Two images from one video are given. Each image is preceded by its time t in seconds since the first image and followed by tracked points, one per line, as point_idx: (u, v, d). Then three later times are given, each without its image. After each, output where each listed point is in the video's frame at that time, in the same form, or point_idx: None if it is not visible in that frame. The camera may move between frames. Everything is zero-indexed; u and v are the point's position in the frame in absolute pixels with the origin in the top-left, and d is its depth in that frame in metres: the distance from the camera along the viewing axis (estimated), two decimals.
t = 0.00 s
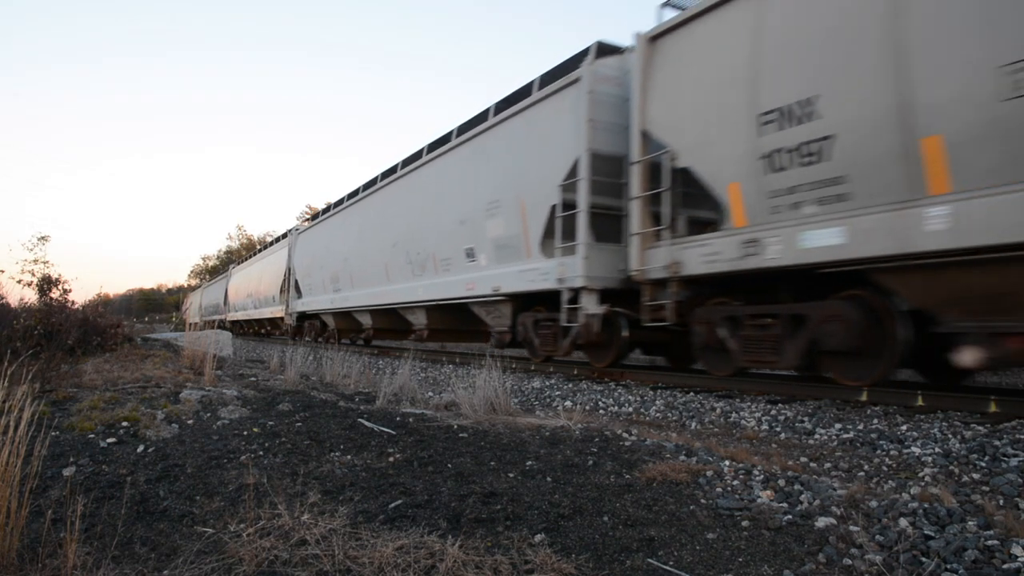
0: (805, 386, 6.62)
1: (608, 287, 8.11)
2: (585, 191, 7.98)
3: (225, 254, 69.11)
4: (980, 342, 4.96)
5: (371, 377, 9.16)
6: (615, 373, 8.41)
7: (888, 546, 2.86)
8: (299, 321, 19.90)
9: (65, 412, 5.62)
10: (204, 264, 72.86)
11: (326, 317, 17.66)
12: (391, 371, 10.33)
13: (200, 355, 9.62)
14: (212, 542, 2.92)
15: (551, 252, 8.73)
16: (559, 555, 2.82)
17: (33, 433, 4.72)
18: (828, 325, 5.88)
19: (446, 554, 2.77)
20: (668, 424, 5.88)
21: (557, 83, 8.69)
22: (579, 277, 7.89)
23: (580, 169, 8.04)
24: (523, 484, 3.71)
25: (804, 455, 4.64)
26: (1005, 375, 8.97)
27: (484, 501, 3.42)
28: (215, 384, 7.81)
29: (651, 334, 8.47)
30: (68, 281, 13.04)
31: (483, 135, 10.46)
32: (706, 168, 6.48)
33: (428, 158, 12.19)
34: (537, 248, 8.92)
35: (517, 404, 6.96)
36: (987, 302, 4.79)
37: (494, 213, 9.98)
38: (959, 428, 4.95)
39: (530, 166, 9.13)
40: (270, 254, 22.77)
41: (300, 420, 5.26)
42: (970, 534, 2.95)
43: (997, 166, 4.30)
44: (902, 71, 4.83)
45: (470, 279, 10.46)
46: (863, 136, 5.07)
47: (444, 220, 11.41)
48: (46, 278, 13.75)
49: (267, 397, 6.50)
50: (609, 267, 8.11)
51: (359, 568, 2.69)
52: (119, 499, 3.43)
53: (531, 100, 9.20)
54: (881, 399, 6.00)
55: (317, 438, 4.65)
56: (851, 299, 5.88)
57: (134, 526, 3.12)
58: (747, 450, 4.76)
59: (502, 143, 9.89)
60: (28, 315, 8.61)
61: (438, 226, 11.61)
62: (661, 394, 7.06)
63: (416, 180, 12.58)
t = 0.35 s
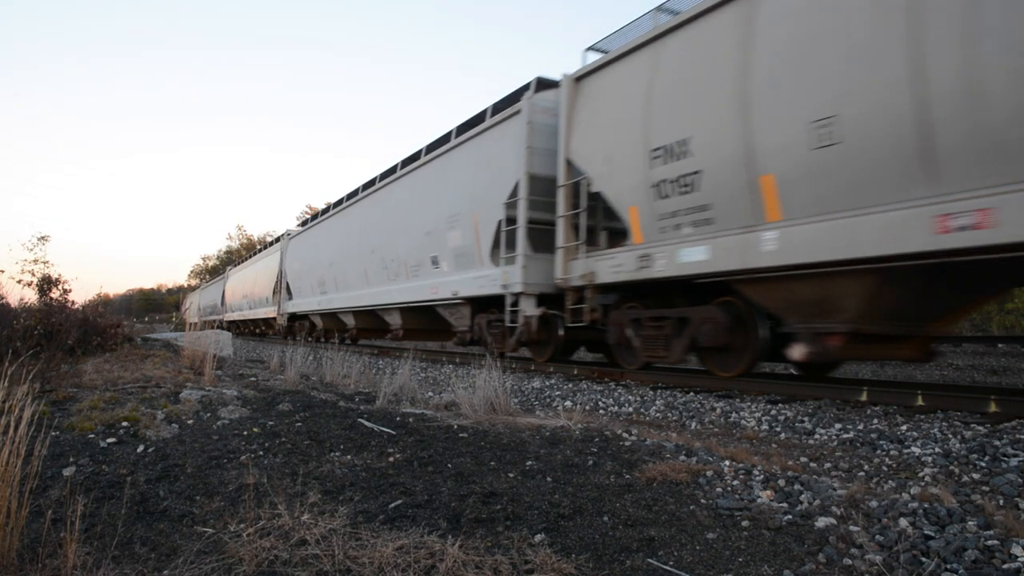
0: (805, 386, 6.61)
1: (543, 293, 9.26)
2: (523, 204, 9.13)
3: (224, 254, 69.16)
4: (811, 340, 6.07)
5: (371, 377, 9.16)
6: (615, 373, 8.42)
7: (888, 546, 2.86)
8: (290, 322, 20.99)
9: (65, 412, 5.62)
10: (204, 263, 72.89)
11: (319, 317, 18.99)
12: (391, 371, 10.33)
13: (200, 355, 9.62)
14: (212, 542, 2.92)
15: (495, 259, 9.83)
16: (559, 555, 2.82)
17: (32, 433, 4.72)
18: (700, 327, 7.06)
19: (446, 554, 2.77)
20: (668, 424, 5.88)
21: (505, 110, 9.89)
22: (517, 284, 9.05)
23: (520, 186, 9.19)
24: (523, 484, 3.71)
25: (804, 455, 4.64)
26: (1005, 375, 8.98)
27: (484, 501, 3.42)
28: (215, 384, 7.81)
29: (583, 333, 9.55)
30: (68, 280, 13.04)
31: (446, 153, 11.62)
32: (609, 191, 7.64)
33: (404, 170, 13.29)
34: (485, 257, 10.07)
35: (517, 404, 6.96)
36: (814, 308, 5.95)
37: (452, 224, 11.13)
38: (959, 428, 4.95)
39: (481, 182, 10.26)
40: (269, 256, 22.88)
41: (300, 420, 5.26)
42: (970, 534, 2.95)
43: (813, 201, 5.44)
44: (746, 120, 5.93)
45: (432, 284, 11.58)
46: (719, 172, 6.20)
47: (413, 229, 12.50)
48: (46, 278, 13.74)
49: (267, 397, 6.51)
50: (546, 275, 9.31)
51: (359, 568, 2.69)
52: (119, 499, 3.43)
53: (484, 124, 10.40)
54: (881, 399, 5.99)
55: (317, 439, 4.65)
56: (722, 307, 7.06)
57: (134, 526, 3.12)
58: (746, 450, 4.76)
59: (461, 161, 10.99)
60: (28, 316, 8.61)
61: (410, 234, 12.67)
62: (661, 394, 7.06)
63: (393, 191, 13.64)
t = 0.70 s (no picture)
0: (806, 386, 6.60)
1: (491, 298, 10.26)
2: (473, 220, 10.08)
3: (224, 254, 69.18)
4: (687, 337, 7.08)
5: (371, 377, 9.17)
6: (615, 373, 8.41)
7: (888, 546, 2.86)
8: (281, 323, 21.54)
9: (65, 412, 5.62)
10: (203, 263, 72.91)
11: (311, 316, 19.54)
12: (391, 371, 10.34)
13: (200, 355, 9.63)
14: (212, 542, 2.92)
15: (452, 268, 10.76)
16: (559, 555, 2.82)
17: (32, 433, 4.72)
18: (606, 328, 8.14)
19: (446, 554, 2.77)
20: (668, 424, 5.88)
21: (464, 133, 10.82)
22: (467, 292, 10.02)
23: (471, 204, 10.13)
24: (523, 485, 3.70)
25: (804, 455, 4.64)
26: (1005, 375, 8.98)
27: (484, 501, 3.42)
28: (215, 384, 7.81)
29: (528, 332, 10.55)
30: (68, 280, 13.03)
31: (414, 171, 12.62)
32: (536, 212, 8.62)
33: (381, 185, 14.26)
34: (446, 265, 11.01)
35: (517, 404, 6.96)
36: (683, 309, 6.98)
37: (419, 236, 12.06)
38: (959, 428, 4.95)
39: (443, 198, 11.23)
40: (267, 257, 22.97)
41: (300, 420, 5.26)
42: (970, 534, 2.95)
43: (682, 225, 6.42)
44: (634, 152, 6.94)
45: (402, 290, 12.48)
46: (616, 198, 7.20)
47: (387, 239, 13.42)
48: (46, 278, 13.74)
49: (267, 397, 6.50)
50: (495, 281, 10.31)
51: (359, 568, 2.69)
52: (119, 499, 3.43)
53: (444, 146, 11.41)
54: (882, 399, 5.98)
55: (317, 438, 4.65)
56: (625, 310, 8.13)
57: (134, 526, 3.12)
58: (746, 450, 4.76)
59: (428, 178, 11.91)
60: (28, 316, 8.61)
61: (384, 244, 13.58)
62: (661, 394, 7.06)
63: (371, 204, 14.61)
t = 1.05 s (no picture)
0: (805, 387, 6.61)
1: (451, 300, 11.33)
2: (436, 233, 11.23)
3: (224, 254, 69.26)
4: (604, 336, 8.20)
5: (371, 377, 9.17)
6: (615, 373, 8.42)
7: (888, 546, 2.86)
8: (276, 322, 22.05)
9: (65, 412, 5.62)
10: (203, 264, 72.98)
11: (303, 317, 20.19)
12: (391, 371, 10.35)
13: (200, 355, 9.64)
14: (212, 542, 2.92)
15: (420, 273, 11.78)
16: (560, 555, 2.82)
17: (32, 433, 4.72)
18: (541, 327, 9.39)
19: (446, 554, 2.77)
20: (668, 424, 5.87)
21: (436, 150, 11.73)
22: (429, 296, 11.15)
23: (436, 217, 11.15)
24: (523, 485, 3.70)
25: (804, 455, 4.64)
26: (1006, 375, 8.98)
27: (484, 501, 3.42)
28: (215, 383, 7.81)
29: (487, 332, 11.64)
30: (67, 280, 13.03)
31: (393, 183, 13.60)
32: (484, 226, 9.71)
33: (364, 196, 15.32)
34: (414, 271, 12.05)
35: (517, 404, 6.96)
36: (601, 312, 8.06)
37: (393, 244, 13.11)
38: (959, 429, 4.95)
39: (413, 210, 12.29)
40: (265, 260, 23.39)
41: (300, 420, 5.26)
42: (970, 534, 2.95)
43: (596, 241, 7.52)
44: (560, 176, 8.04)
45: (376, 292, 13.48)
46: (546, 215, 8.26)
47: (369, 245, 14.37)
48: (46, 278, 13.73)
49: (267, 397, 6.51)
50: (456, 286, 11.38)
51: (359, 568, 2.69)
52: (119, 499, 3.43)
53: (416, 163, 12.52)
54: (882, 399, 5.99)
55: (317, 439, 4.65)
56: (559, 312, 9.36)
57: (134, 526, 3.12)
58: (746, 450, 4.76)
59: (405, 189, 12.87)
60: (28, 316, 8.60)
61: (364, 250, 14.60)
62: (661, 394, 7.06)
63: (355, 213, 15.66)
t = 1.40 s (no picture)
0: (805, 387, 6.62)
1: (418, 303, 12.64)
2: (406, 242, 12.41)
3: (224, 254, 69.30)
4: (540, 334, 9.63)
5: (371, 377, 9.17)
6: (615, 373, 8.43)
7: (888, 546, 2.86)
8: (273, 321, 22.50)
9: (65, 412, 5.62)
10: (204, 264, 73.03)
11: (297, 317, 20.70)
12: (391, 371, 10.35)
13: (200, 355, 9.64)
14: (212, 542, 2.92)
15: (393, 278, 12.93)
16: (560, 555, 2.82)
17: (32, 433, 4.72)
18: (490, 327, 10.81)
19: (446, 554, 2.77)
20: (668, 424, 5.87)
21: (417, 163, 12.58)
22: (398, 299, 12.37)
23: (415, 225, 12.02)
24: (523, 485, 3.70)
25: (804, 455, 4.64)
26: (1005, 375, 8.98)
27: (484, 501, 3.42)
28: (215, 383, 7.82)
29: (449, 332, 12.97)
30: (67, 280, 13.02)
31: (377, 192, 14.44)
32: (444, 238, 11.15)
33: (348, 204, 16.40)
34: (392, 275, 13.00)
35: (517, 404, 6.96)
36: (535, 315, 9.55)
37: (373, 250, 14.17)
38: (959, 429, 4.95)
39: (389, 220, 13.44)
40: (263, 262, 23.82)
41: (300, 420, 5.26)
42: (970, 534, 2.95)
43: (530, 253, 8.94)
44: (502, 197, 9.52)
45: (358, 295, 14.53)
46: (491, 231, 9.72)
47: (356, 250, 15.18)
48: (46, 278, 13.73)
49: (267, 397, 6.51)
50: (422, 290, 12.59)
51: (359, 568, 2.69)
52: (119, 499, 3.43)
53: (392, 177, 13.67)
54: (882, 399, 6.00)
55: (317, 439, 4.65)
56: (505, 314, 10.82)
57: (134, 526, 3.12)
58: (746, 450, 4.76)
59: (388, 198, 13.70)
60: (28, 316, 8.60)
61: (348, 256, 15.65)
62: (661, 394, 7.06)
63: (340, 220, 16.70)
